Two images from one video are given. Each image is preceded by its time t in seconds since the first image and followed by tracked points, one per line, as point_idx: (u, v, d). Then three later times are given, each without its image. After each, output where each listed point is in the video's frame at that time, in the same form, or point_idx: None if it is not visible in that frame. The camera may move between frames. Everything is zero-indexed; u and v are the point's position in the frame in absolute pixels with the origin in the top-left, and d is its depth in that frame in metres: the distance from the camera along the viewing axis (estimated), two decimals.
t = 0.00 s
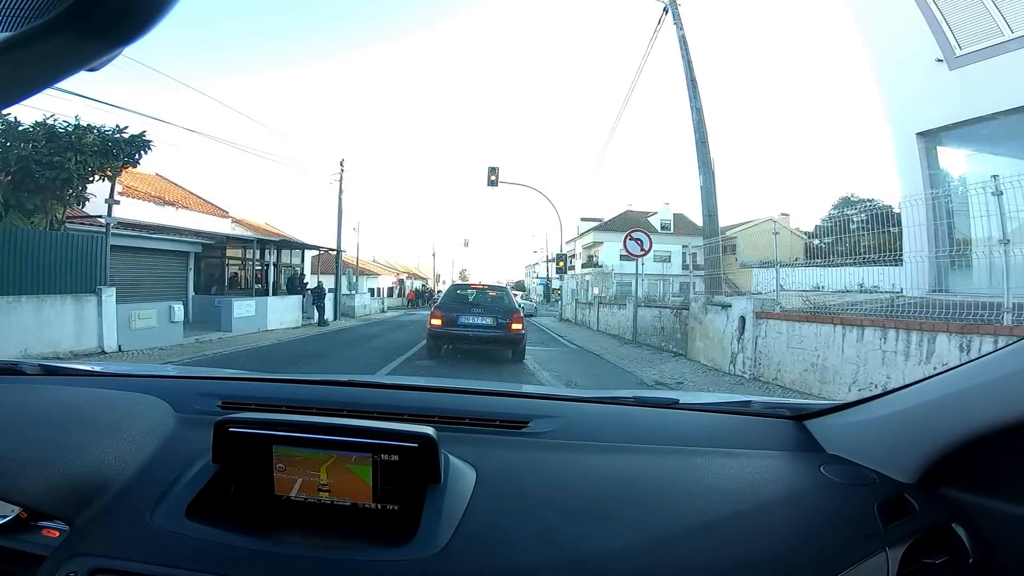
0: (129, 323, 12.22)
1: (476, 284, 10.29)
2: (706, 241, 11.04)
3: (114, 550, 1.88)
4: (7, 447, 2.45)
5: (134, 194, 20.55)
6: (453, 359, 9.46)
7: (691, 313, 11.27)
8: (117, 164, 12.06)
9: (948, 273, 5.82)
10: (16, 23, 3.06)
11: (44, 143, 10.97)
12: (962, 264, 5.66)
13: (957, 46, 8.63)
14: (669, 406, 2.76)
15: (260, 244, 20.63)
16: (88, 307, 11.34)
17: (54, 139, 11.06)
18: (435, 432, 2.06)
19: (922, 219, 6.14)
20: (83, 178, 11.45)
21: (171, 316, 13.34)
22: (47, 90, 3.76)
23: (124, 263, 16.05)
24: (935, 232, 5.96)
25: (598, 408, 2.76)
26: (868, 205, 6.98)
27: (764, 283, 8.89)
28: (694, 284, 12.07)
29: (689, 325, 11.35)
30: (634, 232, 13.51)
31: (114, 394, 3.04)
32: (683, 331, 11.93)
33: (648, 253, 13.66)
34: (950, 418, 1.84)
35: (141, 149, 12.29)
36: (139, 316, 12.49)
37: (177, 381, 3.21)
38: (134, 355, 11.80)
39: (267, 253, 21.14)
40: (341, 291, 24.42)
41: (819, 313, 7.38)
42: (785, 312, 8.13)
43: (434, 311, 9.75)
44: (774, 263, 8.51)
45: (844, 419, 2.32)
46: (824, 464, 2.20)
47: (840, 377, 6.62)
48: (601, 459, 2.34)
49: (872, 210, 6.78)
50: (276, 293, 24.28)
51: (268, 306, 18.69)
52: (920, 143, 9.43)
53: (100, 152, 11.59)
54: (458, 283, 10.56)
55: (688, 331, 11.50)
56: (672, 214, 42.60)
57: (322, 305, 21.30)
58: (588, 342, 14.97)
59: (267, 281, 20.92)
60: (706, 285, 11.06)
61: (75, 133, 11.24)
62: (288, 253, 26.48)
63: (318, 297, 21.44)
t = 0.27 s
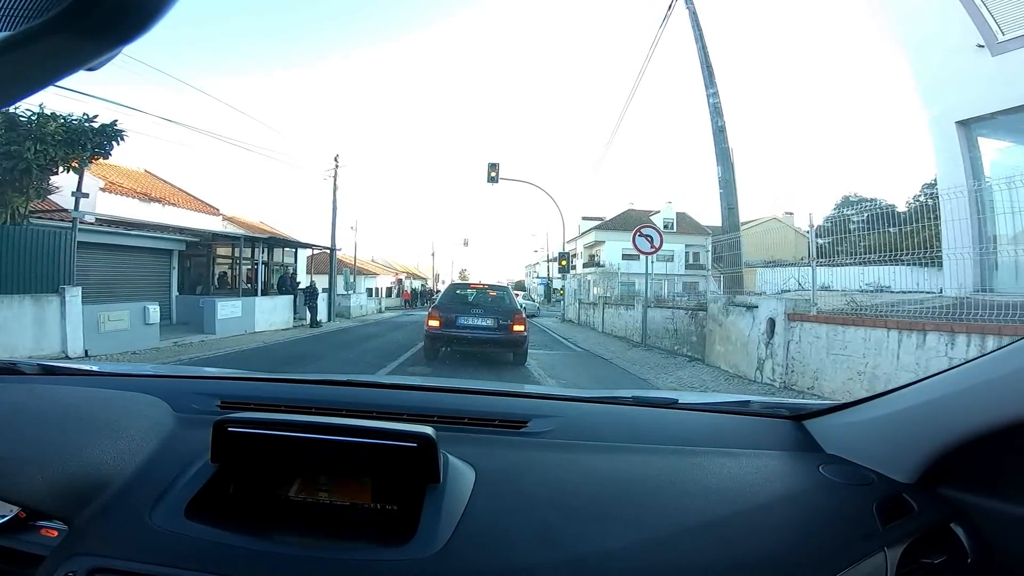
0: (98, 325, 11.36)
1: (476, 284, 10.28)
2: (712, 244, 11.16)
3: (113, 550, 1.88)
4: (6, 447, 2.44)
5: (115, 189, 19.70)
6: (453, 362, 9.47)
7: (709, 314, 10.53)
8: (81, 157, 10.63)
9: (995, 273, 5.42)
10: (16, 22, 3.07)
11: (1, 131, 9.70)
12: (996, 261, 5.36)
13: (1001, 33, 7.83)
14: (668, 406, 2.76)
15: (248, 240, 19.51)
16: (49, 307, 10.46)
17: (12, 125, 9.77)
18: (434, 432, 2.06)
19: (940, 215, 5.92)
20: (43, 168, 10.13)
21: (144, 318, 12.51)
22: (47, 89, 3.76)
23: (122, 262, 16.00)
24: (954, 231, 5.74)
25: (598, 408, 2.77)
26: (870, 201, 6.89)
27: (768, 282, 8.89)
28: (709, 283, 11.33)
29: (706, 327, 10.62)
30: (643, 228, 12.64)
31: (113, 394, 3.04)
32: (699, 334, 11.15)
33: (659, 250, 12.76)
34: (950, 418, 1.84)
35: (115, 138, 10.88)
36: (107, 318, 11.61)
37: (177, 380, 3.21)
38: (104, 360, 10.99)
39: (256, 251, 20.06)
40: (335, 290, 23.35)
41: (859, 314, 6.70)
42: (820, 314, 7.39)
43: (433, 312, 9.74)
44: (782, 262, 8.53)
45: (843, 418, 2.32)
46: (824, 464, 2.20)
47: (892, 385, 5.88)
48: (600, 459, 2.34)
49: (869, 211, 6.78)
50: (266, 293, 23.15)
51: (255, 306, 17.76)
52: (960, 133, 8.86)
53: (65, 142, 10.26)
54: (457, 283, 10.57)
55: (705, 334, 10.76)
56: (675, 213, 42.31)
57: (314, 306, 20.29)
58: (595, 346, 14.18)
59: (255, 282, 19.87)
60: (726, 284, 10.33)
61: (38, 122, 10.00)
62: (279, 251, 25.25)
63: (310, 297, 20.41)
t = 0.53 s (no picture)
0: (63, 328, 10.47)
1: (476, 284, 10.28)
2: (717, 245, 11.25)
3: (113, 550, 1.88)
4: (6, 447, 2.44)
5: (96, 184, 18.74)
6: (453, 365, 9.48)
7: (732, 316, 9.84)
8: (53, 148, 7.97)
9: None
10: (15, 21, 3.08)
11: None
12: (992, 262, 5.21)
13: None
14: (667, 405, 2.76)
15: (237, 238, 18.53)
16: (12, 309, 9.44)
17: None
18: (435, 432, 2.06)
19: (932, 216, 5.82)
20: None
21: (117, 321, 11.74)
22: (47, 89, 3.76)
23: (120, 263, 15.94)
24: (950, 231, 5.62)
25: (598, 408, 2.77)
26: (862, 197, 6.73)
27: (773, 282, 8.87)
28: (728, 283, 10.65)
29: (729, 330, 9.94)
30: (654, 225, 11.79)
31: (113, 394, 3.04)
32: (719, 338, 10.46)
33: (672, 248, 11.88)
34: (950, 418, 1.84)
35: (83, 129, 7.96)
36: (71, 319, 10.71)
37: (177, 381, 3.21)
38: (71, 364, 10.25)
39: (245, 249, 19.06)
40: (331, 291, 22.12)
41: (909, 317, 6.01)
42: (865, 316, 6.70)
43: (433, 313, 9.74)
44: (785, 263, 8.54)
45: (844, 418, 2.31)
46: (824, 463, 2.19)
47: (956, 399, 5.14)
48: (600, 459, 2.34)
49: (865, 210, 6.71)
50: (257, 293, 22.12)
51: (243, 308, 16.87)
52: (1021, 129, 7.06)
53: (27, 132, 7.40)
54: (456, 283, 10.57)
55: (727, 337, 10.06)
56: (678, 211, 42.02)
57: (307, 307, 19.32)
58: (604, 350, 13.47)
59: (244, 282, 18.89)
60: (750, 284, 9.64)
61: None
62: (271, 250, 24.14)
63: (302, 297, 19.39)
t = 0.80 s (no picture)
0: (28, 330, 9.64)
1: (476, 284, 10.28)
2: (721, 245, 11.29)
3: (111, 550, 1.88)
4: (5, 447, 2.44)
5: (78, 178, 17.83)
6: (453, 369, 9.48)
7: (755, 319, 9.08)
8: (21, 138, 7.06)
9: None
10: (16, 22, 3.08)
11: None
12: (991, 265, 5.23)
13: None
14: (667, 406, 2.76)
15: (225, 235, 17.56)
16: None
17: None
18: (434, 432, 2.06)
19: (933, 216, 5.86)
20: None
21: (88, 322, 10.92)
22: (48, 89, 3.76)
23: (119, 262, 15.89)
24: (952, 232, 5.67)
25: (598, 408, 2.77)
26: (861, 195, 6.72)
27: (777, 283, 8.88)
28: (751, 283, 9.88)
29: (752, 334, 9.20)
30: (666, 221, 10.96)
31: (112, 393, 3.05)
32: (740, 342, 9.70)
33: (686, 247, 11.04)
34: (951, 419, 1.83)
35: (53, 119, 6.92)
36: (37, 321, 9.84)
37: (177, 380, 3.22)
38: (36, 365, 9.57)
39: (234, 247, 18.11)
40: (323, 291, 22.16)
41: (972, 321, 5.34)
42: (915, 321, 5.99)
43: (432, 314, 9.72)
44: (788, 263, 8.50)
45: (843, 418, 2.31)
46: (823, 463, 2.20)
47: None
48: (600, 459, 2.35)
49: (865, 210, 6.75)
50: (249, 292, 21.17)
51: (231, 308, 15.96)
52: None
53: None
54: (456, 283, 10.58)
55: (750, 342, 9.31)
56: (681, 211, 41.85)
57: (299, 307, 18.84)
58: (611, 353, 12.70)
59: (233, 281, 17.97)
60: (776, 284, 8.89)
61: None
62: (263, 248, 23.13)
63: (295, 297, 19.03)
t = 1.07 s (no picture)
0: None
1: (476, 284, 10.29)
2: (725, 244, 11.32)
3: (111, 551, 1.88)
4: (5, 448, 2.44)
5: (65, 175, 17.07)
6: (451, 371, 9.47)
7: (779, 321, 8.43)
8: None
9: None
10: (16, 22, 3.08)
11: None
12: (992, 264, 5.35)
13: None
14: (667, 406, 2.76)
15: (213, 233, 16.80)
16: None
17: None
18: (434, 432, 2.07)
19: (930, 218, 5.96)
20: None
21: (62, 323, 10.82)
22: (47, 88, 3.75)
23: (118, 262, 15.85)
24: (949, 234, 5.77)
25: (598, 408, 2.77)
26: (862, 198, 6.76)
27: (784, 282, 8.88)
28: (774, 283, 9.22)
29: (775, 337, 8.53)
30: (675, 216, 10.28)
31: (111, 393, 3.04)
32: (761, 346, 9.04)
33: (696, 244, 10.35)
34: (952, 420, 1.83)
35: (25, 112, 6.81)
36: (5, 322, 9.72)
37: (176, 380, 3.22)
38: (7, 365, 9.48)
39: (224, 245, 17.36)
40: (319, 290, 22.13)
41: None
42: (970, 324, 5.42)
43: (432, 316, 9.73)
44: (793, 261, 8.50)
45: (844, 418, 2.31)
46: (823, 464, 2.20)
47: None
48: (600, 459, 2.35)
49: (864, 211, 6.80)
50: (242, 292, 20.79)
51: (217, 308, 15.38)
52: None
53: None
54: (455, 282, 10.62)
55: (774, 346, 8.64)
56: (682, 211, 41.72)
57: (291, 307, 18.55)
58: (619, 356, 12.00)
59: (222, 281, 17.25)
60: (803, 284, 8.27)
61: None
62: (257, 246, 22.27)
63: (288, 297, 18.60)
